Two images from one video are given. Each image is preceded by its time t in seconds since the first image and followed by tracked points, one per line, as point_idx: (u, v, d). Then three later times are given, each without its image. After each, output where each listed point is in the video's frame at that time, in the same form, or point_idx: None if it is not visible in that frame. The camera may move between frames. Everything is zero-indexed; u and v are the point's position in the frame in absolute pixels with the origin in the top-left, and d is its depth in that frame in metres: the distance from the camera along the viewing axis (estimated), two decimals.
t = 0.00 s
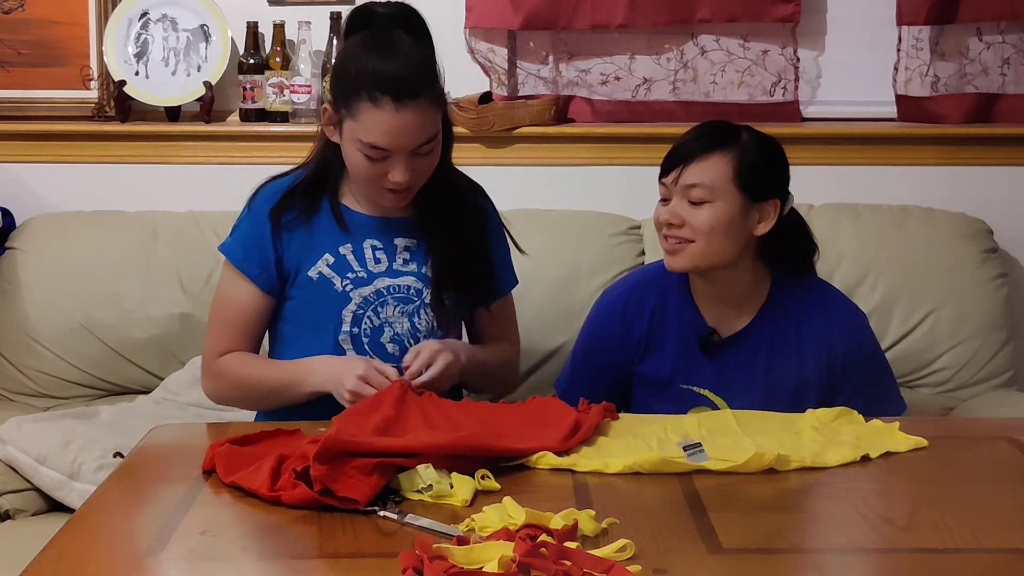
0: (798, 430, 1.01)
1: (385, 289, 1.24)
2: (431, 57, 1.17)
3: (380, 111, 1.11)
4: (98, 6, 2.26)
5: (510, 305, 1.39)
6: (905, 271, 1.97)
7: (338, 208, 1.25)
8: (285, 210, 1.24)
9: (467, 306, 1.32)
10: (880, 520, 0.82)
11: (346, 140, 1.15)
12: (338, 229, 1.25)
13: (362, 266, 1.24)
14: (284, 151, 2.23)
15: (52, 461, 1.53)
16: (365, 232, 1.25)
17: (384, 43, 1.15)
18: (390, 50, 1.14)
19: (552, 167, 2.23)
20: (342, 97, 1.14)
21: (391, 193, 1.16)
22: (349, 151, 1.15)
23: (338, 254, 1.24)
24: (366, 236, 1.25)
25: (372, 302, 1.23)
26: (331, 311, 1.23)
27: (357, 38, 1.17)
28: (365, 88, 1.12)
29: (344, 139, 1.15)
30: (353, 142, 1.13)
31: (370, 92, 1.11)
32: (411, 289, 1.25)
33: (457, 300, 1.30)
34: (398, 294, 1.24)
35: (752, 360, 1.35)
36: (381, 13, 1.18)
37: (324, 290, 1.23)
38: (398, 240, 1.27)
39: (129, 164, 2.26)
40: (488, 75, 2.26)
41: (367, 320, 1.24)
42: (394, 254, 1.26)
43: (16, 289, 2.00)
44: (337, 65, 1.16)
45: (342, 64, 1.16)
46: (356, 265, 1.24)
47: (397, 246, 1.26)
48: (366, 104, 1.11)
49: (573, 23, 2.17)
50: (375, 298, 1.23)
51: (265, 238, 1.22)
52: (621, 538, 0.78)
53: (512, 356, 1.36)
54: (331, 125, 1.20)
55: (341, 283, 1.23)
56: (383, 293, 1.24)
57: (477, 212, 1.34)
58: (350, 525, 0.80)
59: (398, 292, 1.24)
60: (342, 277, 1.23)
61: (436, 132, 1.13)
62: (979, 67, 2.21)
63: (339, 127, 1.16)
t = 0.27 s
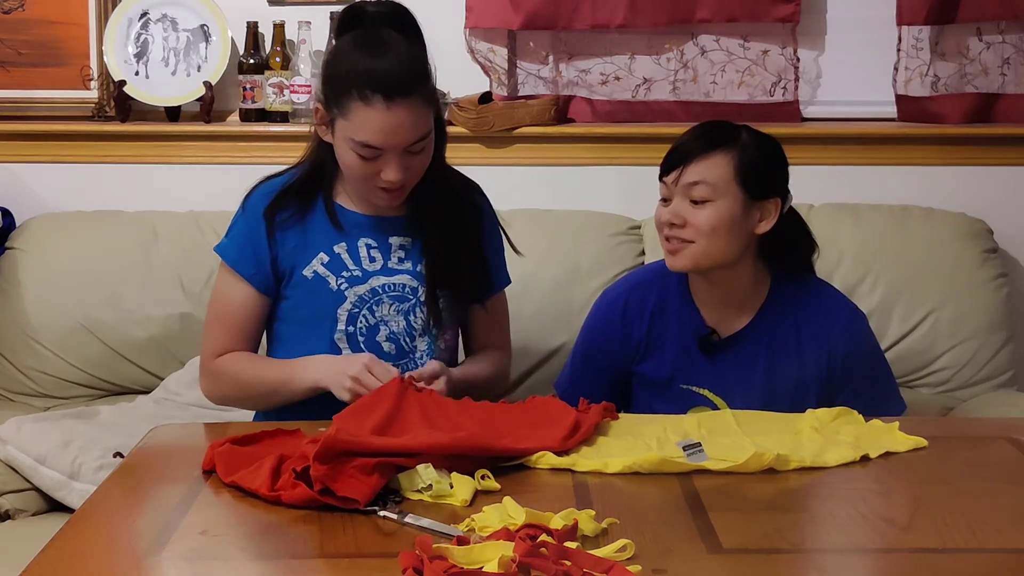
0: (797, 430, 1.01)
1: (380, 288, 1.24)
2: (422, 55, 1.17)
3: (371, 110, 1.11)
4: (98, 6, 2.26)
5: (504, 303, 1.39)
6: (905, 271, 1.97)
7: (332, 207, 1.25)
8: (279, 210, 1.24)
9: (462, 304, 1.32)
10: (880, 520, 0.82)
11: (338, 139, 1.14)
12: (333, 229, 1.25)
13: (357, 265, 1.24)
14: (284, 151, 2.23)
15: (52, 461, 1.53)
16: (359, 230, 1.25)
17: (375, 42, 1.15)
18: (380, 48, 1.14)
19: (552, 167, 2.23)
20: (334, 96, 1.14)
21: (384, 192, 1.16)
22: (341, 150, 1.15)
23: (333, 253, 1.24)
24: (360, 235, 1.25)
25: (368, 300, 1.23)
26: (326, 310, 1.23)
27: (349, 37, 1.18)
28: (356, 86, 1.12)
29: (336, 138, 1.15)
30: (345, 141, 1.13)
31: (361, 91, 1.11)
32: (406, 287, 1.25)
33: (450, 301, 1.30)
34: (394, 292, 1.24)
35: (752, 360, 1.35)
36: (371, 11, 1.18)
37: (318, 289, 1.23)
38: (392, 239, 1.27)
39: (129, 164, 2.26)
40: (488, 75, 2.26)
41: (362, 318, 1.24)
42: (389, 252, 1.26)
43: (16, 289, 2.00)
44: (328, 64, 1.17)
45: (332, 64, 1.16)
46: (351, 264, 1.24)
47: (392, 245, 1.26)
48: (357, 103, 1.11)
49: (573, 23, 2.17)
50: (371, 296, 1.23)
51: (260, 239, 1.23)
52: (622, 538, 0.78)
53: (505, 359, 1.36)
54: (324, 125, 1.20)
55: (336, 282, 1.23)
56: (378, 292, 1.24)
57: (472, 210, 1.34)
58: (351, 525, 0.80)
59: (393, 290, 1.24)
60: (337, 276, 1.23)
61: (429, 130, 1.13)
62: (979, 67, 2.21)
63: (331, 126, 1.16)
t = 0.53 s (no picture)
0: (795, 430, 1.01)
1: (375, 287, 1.24)
2: (409, 53, 1.17)
3: (357, 111, 1.10)
4: (98, 6, 2.26)
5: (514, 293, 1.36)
6: (904, 271, 1.97)
7: (326, 207, 1.25)
8: (273, 212, 1.24)
9: (462, 300, 1.30)
10: (880, 520, 0.82)
11: (328, 141, 1.15)
12: (327, 229, 1.25)
13: (352, 264, 1.24)
14: (284, 151, 2.23)
15: (52, 461, 1.53)
16: (353, 230, 1.25)
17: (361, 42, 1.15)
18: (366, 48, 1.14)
19: (552, 167, 2.23)
20: (321, 98, 1.14)
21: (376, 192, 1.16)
22: (331, 152, 1.15)
23: (327, 253, 1.24)
24: (355, 235, 1.25)
25: (362, 300, 1.23)
26: (321, 309, 1.24)
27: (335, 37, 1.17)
28: (342, 88, 1.12)
29: (326, 140, 1.15)
30: (334, 143, 1.13)
31: (347, 92, 1.11)
32: (401, 286, 1.25)
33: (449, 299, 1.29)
34: (389, 291, 1.25)
35: (752, 360, 1.35)
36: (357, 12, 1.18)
37: (313, 289, 1.23)
38: (387, 238, 1.26)
39: (129, 164, 2.26)
40: (488, 74, 2.26)
41: (358, 318, 1.24)
42: (384, 252, 1.26)
43: (16, 289, 2.00)
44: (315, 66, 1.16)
45: (318, 65, 1.15)
46: (346, 263, 1.24)
47: (386, 244, 1.26)
48: (343, 104, 1.11)
49: (573, 23, 2.17)
50: (365, 295, 1.24)
51: (254, 240, 1.23)
52: (621, 538, 0.78)
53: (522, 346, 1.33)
54: (314, 126, 1.20)
55: (331, 282, 1.23)
56: (373, 291, 1.24)
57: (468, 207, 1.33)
58: (348, 523, 0.81)
59: (388, 290, 1.25)
60: (332, 275, 1.23)
61: (417, 129, 1.13)
62: (979, 67, 2.21)
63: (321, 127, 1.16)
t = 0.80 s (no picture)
0: (790, 429, 1.01)
1: (375, 287, 1.24)
2: (409, 55, 1.17)
3: (356, 114, 1.10)
4: (98, 6, 2.26)
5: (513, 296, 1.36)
6: (904, 271, 1.97)
7: (327, 207, 1.25)
8: (273, 211, 1.24)
9: (461, 301, 1.30)
10: (880, 520, 0.82)
11: (329, 143, 1.15)
12: (327, 229, 1.25)
13: (352, 264, 1.24)
14: (284, 151, 2.23)
15: (52, 461, 1.53)
16: (353, 230, 1.25)
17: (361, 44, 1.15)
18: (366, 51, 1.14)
19: (551, 167, 2.23)
20: (321, 101, 1.14)
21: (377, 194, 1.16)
22: (332, 154, 1.15)
23: (327, 253, 1.24)
24: (355, 235, 1.25)
25: (362, 300, 1.23)
26: (320, 309, 1.24)
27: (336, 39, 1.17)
28: (342, 91, 1.12)
29: (327, 142, 1.15)
30: (334, 146, 1.13)
31: (347, 96, 1.11)
32: (401, 286, 1.25)
33: (449, 299, 1.29)
34: (389, 291, 1.25)
35: (752, 361, 1.35)
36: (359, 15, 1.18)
37: (313, 289, 1.23)
38: (388, 239, 1.26)
39: (130, 164, 2.26)
40: (488, 75, 2.26)
41: (357, 318, 1.23)
42: (384, 252, 1.26)
43: (16, 289, 2.00)
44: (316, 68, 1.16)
45: (319, 67, 1.16)
46: (346, 263, 1.24)
47: (387, 244, 1.26)
48: (343, 107, 1.11)
49: (573, 23, 2.17)
50: (365, 296, 1.23)
51: (253, 238, 1.23)
52: (621, 538, 0.78)
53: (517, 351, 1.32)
54: (315, 128, 1.20)
55: (330, 281, 1.23)
56: (373, 292, 1.24)
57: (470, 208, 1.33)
58: (347, 522, 0.81)
59: (388, 290, 1.25)
60: (332, 275, 1.23)
61: (417, 132, 1.13)
62: (979, 67, 2.21)
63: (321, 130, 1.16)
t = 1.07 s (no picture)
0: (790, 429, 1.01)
1: (378, 287, 1.24)
2: (412, 58, 1.17)
3: (360, 117, 1.10)
4: (98, 6, 2.26)
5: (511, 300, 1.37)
6: (904, 271, 1.97)
7: (330, 206, 1.25)
8: (275, 209, 1.24)
9: (462, 303, 1.30)
10: (880, 520, 0.82)
11: (332, 145, 1.15)
12: (329, 228, 1.25)
13: (355, 263, 1.24)
14: (284, 151, 2.23)
15: (52, 461, 1.53)
16: (355, 229, 1.25)
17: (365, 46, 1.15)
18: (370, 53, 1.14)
19: (552, 167, 2.23)
20: (324, 102, 1.14)
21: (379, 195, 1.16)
22: (335, 155, 1.15)
23: (330, 252, 1.24)
24: (358, 234, 1.25)
25: (364, 300, 1.23)
26: (322, 309, 1.24)
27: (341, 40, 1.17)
28: (345, 93, 1.11)
29: (330, 143, 1.15)
30: (338, 147, 1.13)
31: (350, 98, 1.11)
32: (403, 286, 1.25)
33: (450, 300, 1.29)
34: (391, 291, 1.24)
35: (752, 356, 1.35)
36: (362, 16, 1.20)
37: (315, 288, 1.24)
38: (391, 238, 1.26)
39: (129, 164, 2.26)
40: (488, 75, 2.26)
41: (359, 317, 1.24)
42: (387, 252, 1.26)
43: (16, 289, 2.00)
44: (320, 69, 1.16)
45: (323, 68, 1.16)
46: (348, 263, 1.24)
47: (390, 244, 1.26)
48: (346, 109, 1.11)
49: (573, 23, 2.17)
50: (368, 295, 1.24)
51: (255, 236, 1.23)
52: (621, 538, 0.78)
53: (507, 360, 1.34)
54: (318, 129, 1.20)
55: (333, 281, 1.23)
56: (375, 291, 1.24)
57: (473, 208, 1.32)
58: (348, 522, 0.81)
59: (391, 290, 1.24)
60: (335, 275, 1.23)
61: (420, 135, 1.13)
62: (979, 67, 2.21)
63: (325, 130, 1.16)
